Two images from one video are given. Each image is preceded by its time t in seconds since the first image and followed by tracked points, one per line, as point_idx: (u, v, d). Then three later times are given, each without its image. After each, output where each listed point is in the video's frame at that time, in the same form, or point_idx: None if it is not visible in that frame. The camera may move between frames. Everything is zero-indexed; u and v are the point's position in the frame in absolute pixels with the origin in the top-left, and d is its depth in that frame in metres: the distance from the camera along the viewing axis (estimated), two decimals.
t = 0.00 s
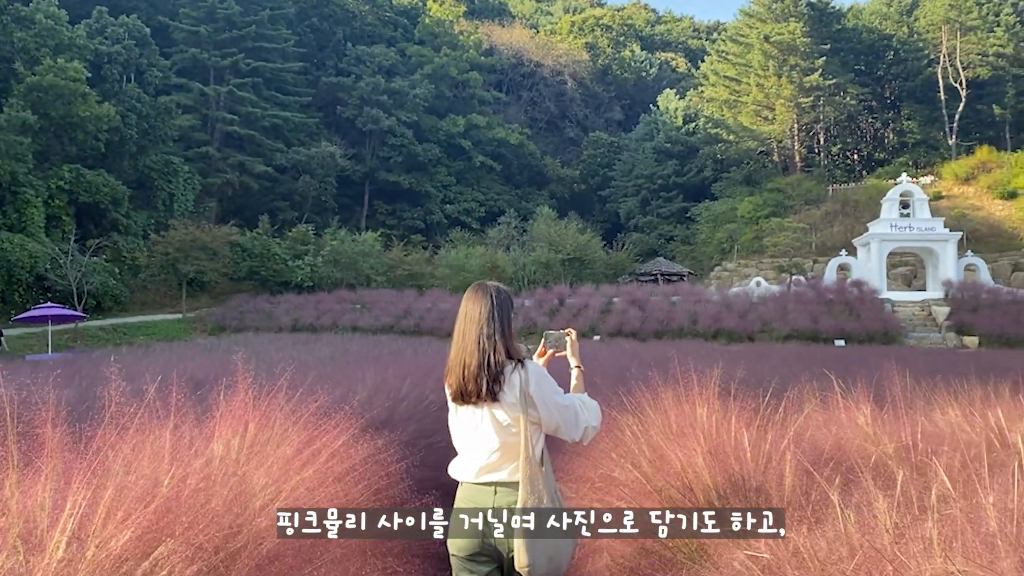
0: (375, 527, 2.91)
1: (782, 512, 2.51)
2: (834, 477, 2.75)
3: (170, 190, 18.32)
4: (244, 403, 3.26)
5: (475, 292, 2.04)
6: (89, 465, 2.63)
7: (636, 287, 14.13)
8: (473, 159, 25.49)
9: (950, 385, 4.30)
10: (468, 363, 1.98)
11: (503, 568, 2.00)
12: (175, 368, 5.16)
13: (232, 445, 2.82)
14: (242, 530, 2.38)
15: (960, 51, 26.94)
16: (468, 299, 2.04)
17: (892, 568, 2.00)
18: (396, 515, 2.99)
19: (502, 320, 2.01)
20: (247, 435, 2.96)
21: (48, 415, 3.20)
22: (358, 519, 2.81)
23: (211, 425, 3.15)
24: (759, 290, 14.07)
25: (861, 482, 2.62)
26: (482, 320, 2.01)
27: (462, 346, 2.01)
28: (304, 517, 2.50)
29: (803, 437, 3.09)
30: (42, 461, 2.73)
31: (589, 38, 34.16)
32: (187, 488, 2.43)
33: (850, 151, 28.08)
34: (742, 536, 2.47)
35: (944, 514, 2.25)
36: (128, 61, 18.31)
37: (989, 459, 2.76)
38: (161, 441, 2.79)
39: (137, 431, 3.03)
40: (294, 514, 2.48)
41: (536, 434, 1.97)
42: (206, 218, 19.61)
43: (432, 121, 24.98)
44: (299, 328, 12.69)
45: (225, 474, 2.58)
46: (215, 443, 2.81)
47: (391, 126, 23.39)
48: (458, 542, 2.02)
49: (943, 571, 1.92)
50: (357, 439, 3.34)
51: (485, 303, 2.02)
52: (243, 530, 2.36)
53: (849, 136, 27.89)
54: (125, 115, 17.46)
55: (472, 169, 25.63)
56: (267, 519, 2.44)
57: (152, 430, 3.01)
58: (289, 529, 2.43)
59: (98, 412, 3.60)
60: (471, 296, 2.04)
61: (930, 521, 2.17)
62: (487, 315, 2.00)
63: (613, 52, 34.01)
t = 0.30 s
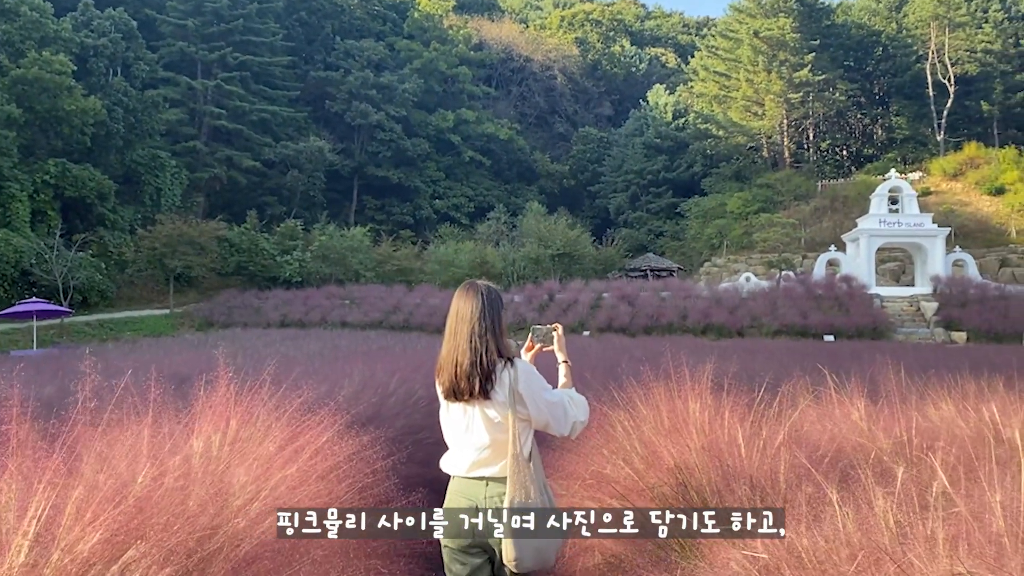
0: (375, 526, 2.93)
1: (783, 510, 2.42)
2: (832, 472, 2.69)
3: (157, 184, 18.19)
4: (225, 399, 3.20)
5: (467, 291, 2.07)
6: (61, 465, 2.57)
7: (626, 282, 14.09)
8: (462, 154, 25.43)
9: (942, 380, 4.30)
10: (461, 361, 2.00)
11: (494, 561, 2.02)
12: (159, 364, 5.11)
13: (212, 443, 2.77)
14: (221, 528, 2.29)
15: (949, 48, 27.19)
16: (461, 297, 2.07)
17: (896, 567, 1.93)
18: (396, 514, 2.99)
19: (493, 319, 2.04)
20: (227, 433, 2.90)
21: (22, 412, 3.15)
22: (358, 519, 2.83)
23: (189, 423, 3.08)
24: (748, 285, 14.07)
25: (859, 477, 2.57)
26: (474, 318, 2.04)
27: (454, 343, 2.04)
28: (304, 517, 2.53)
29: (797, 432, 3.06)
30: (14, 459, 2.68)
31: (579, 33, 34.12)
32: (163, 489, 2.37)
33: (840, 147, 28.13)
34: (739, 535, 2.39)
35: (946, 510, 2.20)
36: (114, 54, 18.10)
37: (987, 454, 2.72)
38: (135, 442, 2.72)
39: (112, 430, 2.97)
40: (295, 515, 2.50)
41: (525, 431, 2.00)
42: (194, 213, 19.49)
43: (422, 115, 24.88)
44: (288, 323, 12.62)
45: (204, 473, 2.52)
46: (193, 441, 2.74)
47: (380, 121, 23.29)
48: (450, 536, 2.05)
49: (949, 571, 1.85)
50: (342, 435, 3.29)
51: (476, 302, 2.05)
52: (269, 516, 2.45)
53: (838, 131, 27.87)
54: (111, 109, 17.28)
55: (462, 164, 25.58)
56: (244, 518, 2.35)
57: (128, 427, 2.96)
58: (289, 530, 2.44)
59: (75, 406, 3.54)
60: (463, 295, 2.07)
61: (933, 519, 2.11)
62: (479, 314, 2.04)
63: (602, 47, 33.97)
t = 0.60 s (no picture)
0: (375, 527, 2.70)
1: (781, 511, 2.33)
2: (829, 472, 2.60)
3: (145, 179, 18.04)
4: (197, 395, 3.07)
5: (448, 283, 2.07)
6: (20, 470, 2.44)
7: (617, 278, 14.03)
8: (453, 150, 25.36)
9: (937, 377, 4.26)
10: (443, 353, 2.01)
11: (478, 553, 2.03)
12: (142, 362, 5.03)
13: (183, 442, 2.64)
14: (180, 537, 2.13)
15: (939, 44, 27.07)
16: (443, 290, 2.07)
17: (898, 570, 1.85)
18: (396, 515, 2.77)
19: (475, 311, 2.05)
20: (198, 433, 2.75)
21: None
22: (358, 519, 2.67)
23: (160, 422, 2.96)
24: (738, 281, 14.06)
25: (859, 476, 2.48)
26: (455, 310, 2.04)
27: (437, 335, 2.05)
28: (303, 517, 2.42)
29: (792, 431, 2.99)
30: None
31: (569, 28, 34.06)
32: (125, 493, 2.24)
33: (830, 142, 27.92)
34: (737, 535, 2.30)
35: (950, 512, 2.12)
36: (100, 48, 17.78)
37: (987, 455, 2.66)
38: (98, 444, 2.59)
39: (76, 430, 2.84)
40: (293, 515, 2.41)
41: (508, 422, 2.01)
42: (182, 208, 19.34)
43: (412, 110, 24.78)
44: (276, 318, 12.52)
45: (171, 475, 2.37)
46: (161, 441, 2.61)
47: (370, 116, 23.17)
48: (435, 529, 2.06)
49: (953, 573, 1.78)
50: (320, 433, 3.14)
51: (458, 294, 2.06)
52: (244, 520, 2.28)
53: (828, 127, 27.88)
54: (98, 103, 17.07)
55: (452, 159, 25.51)
56: (205, 523, 2.18)
57: (95, 427, 2.84)
58: (289, 530, 2.36)
59: (46, 398, 3.44)
60: (445, 288, 2.08)
61: (942, 521, 2.01)
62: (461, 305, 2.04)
63: (593, 43, 33.94)
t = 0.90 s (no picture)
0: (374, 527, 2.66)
1: (784, 510, 2.31)
2: (819, 473, 2.57)
3: (131, 174, 17.88)
4: (168, 393, 3.00)
5: (420, 286, 2.10)
6: None
7: (606, 273, 13.99)
8: (442, 145, 25.28)
9: (929, 373, 4.23)
10: (414, 354, 2.03)
11: (447, 552, 2.06)
12: (121, 359, 4.95)
13: (152, 445, 2.56)
14: (136, 547, 2.04)
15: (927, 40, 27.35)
16: (415, 292, 2.10)
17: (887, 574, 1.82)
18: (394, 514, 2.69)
19: (446, 313, 2.07)
20: (168, 434, 2.67)
21: None
22: (357, 519, 2.62)
23: (129, 423, 2.88)
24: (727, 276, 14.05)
25: (851, 477, 2.44)
26: (427, 312, 2.07)
27: (409, 337, 2.07)
28: (304, 516, 2.43)
29: (782, 430, 2.94)
30: None
31: (559, 23, 33.96)
32: (82, 499, 2.14)
33: (818, 138, 28.45)
34: (720, 539, 2.30)
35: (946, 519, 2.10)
36: (85, 42, 17.47)
37: (980, 456, 2.63)
38: (61, 446, 2.51)
39: (41, 431, 2.77)
40: (293, 514, 2.42)
41: (480, 421, 2.03)
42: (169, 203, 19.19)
43: (400, 105, 24.66)
44: (264, 315, 12.43)
45: (137, 478, 2.29)
46: (130, 443, 2.53)
47: (358, 111, 23.04)
48: (406, 525, 2.09)
49: None
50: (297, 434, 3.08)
51: (428, 296, 2.09)
52: (216, 524, 2.21)
53: (817, 123, 28.17)
54: (83, 97, 16.86)
55: (441, 155, 25.43)
56: (165, 533, 2.09)
57: (57, 429, 2.74)
58: (288, 529, 2.38)
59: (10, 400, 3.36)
60: (416, 290, 2.10)
61: (940, 526, 1.98)
62: (433, 307, 2.08)
63: (582, 37, 33.86)
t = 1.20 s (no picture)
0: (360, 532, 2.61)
1: (776, 508, 2.25)
2: (811, 473, 2.54)
3: (116, 170, 17.73)
4: (145, 392, 2.97)
5: (390, 281, 2.23)
6: None
7: (593, 270, 13.98)
8: (429, 142, 25.23)
9: (918, 370, 4.25)
10: (380, 350, 2.17)
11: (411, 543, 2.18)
12: (103, 357, 4.90)
13: (128, 445, 2.52)
14: (105, 553, 1.96)
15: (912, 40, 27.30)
16: (384, 288, 2.24)
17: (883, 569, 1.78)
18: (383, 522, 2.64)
19: (414, 309, 2.20)
20: (144, 434, 2.66)
21: None
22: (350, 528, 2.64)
23: (104, 422, 2.86)
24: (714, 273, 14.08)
25: (845, 477, 2.40)
26: (394, 307, 2.20)
27: (377, 332, 2.21)
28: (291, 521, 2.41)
29: (771, 427, 2.93)
30: None
31: (546, 20, 33.94)
32: (50, 504, 2.09)
33: (804, 136, 28.57)
34: (709, 537, 2.14)
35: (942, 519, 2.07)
36: (69, 37, 17.26)
37: (973, 452, 2.63)
38: (32, 446, 2.48)
39: (14, 432, 2.74)
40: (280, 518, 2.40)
41: (445, 416, 2.16)
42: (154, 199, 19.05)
43: (387, 102, 24.57)
44: (250, 311, 12.36)
45: (109, 483, 2.24)
46: (105, 442, 2.50)
47: (345, 107, 22.94)
48: (375, 515, 2.23)
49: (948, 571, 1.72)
50: (280, 432, 3.05)
51: (398, 292, 2.22)
52: (193, 526, 2.15)
53: (803, 121, 28.28)
54: (68, 93, 16.67)
55: (428, 152, 25.37)
56: (138, 537, 2.02)
57: (31, 431, 2.71)
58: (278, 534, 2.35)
59: None
60: (386, 286, 2.24)
61: (941, 529, 1.94)
62: (402, 303, 2.19)
63: (570, 34, 33.82)
